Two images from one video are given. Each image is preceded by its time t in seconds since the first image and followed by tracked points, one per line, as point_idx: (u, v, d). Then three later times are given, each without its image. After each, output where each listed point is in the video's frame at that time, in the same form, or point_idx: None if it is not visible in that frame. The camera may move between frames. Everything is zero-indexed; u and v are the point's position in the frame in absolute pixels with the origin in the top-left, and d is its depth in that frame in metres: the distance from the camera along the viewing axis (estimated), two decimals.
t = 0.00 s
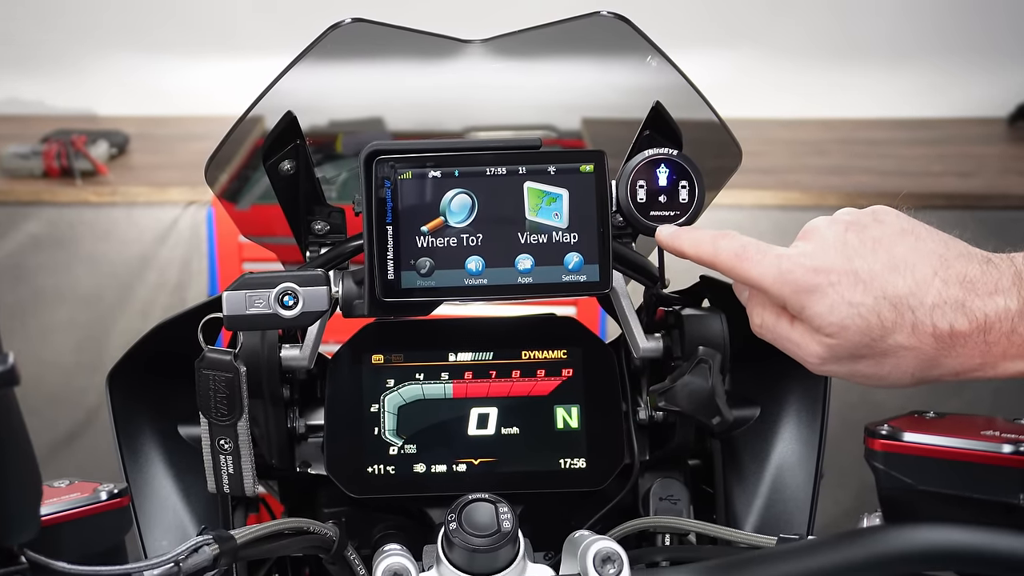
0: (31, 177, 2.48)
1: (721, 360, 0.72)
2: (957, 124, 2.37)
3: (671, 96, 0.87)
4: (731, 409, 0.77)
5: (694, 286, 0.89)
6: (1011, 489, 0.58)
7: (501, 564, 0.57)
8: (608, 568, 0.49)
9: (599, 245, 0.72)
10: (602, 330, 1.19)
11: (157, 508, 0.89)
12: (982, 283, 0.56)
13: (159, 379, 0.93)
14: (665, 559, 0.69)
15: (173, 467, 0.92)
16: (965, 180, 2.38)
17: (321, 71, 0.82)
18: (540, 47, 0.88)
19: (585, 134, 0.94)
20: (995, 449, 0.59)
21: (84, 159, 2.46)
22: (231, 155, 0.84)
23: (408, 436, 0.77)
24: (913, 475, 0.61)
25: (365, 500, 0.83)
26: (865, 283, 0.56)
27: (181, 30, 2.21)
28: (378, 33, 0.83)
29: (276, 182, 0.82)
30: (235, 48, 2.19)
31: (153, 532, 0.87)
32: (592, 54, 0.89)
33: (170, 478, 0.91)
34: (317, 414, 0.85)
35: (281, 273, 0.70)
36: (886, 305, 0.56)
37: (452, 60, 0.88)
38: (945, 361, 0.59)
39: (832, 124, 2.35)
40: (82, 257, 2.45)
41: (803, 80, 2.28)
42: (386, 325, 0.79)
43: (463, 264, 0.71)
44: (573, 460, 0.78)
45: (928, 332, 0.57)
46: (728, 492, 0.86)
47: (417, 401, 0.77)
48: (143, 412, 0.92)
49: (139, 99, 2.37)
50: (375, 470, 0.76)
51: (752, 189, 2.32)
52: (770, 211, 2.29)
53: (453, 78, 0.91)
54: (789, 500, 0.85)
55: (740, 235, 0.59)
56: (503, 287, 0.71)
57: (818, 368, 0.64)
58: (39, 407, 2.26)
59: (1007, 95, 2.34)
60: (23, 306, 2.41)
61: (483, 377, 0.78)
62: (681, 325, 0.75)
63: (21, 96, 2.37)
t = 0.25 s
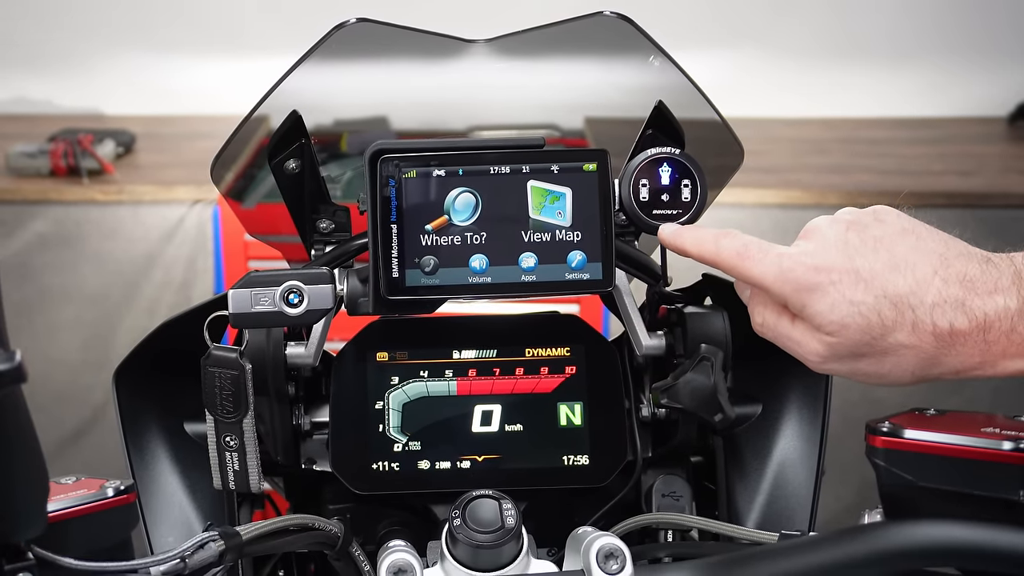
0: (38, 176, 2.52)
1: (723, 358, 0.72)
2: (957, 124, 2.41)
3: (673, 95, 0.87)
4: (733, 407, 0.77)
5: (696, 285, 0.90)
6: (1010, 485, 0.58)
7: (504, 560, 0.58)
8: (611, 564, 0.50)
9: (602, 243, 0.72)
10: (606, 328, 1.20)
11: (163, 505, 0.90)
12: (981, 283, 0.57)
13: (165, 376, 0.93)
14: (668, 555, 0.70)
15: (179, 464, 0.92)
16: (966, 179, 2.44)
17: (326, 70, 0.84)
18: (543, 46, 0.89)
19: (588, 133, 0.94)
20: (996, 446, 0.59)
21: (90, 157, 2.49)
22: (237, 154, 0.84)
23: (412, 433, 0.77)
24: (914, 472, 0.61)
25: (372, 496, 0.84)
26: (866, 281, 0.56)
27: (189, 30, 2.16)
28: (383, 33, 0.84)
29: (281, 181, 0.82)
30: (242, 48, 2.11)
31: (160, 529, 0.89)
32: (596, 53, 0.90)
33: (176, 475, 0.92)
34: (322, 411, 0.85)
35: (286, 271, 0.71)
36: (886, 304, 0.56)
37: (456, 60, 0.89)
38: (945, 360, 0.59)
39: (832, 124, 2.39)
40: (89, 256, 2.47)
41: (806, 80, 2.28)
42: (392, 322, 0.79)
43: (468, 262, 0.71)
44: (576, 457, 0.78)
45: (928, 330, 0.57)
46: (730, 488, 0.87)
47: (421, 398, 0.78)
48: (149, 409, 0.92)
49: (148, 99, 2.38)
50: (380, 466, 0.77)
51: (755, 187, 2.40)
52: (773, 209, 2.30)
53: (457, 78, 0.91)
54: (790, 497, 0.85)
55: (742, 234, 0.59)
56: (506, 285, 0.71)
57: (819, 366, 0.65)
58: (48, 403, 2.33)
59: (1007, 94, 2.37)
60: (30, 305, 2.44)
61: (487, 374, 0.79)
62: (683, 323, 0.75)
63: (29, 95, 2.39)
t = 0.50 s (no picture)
0: (45, 175, 2.51)
1: (726, 355, 0.73)
2: (956, 122, 2.37)
3: (676, 94, 0.88)
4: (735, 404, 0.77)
5: (698, 283, 0.89)
6: (1011, 482, 0.59)
7: (508, 556, 0.58)
8: (614, 560, 0.50)
9: (605, 241, 0.73)
10: (609, 325, 1.20)
11: (169, 501, 0.91)
12: (983, 270, 0.59)
13: (171, 373, 0.94)
14: (670, 551, 0.70)
15: (186, 461, 0.93)
16: (966, 178, 2.40)
17: (331, 70, 0.84)
18: (545, 46, 0.89)
19: (591, 132, 0.92)
20: (997, 442, 0.60)
21: (96, 156, 2.47)
22: (242, 153, 0.85)
23: (416, 430, 0.78)
24: (915, 468, 0.61)
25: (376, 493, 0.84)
26: (873, 264, 0.54)
27: (192, 29, 2.23)
28: (387, 33, 0.85)
29: (287, 179, 0.83)
30: (245, 47, 2.19)
31: (166, 525, 0.89)
32: (599, 53, 0.90)
33: (182, 471, 0.93)
34: (327, 409, 0.86)
35: (292, 269, 0.71)
36: (892, 287, 0.54)
37: (460, 60, 0.89)
38: (948, 345, 0.60)
39: (833, 123, 2.35)
40: (96, 254, 2.47)
41: (806, 80, 2.29)
42: (396, 320, 0.80)
43: (471, 260, 0.72)
44: (579, 454, 0.79)
45: (931, 315, 0.56)
46: (733, 484, 0.87)
47: (426, 396, 0.78)
48: (155, 406, 0.93)
49: (152, 99, 2.38)
50: (384, 463, 0.78)
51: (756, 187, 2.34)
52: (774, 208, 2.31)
53: (461, 78, 0.92)
54: (792, 492, 0.86)
55: (746, 209, 0.54)
56: (510, 283, 0.72)
57: (817, 350, 0.61)
58: (55, 400, 2.36)
59: (1007, 94, 2.35)
60: (38, 303, 2.45)
61: (491, 371, 0.79)
62: (686, 320, 0.76)
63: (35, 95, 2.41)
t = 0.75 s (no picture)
0: (53, 174, 2.57)
1: (728, 353, 0.73)
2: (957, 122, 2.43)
3: (678, 94, 0.88)
4: (737, 401, 0.78)
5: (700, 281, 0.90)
6: (1011, 479, 0.59)
7: (511, 552, 0.59)
8: (617, 556, 0.52)
9: (608, 240, 0.73)
10: (612, 324, 1.21)
11: (175, 497, 0.91)
12: (980, 256, 0.62)
13: (176, 370, 0.95)
14: (673, 547, 0.71)
15: (192, 457, 0.94)
16: (967, 176, 2.48)
17: (336, 70, 0.85)
18: (549, 46, 0.90)
19: (595, 132, 0.94)
20: (996, 439, 0.60)
21: (103, 155, 2.52)
22: (247, 152, 0.85)
23: (421, 427, 0.79)
24: (915, 465, 0.62)
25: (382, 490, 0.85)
26: (868, 248, 0.62)
27: (200, 30, 2.17)
28: (391, 33, 0.85)
29: (292, 178, 0.85)
30: (253, 47, 2.11)
31: (172, 522, 0.90)
32: (602, 53, 0.90)
33: (188, 468, 0.93)
34: (332, 406, 0.86)
35: (297, 267, 0.72)
36: (886, 271, 0.62)
37: (465, 60, 0.90)
38: (941, 330, 0.64)
39: (833, 122, 2.39)
40: (103, 253, 2.52)
41: (811, 80, 2.29)
42: (400, 318, 0.81)
43: (475, 259, 0.72)
44: (582, 451, 0.79)
45: (926, 299, 0.62)
46: (735, 482, 0.87)
47: (430, 393, 0.79)
48: (161, 403, 0.94)
49: (160, 98, 2.41)
50: (388, 460, 0.78)
51: (758, 185, 2.44)
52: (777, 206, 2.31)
53: (465, 77, 0.92)
54: (793, 488, 0.86)
55: (746, 196, 0.64)
56: (513, 281, 0.73)
57: (815, 331, 0.68)
58: (62, 398, 2.31)
59: (1008, 94, 2.38)
60: (44, 301, 2.47)
61: (494, 369, 0.80)
62: (688, 318, 0.76)
63: (45, 95, 2.42)
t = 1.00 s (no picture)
0: (58, 173, 2.58)
1: (729, 350, 0.74)
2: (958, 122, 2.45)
3: (681, 93, 0.89)
4: (739, 398, 0.78)
5: (702, 279, 0.91)
6: (1011, 476, 0.59)
7: (515, 548, 0.60)
8: (620, 552, 0.51)
9: (611, 238, 0.74)
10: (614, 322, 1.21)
11: (181, 494, 0.92)
12: (980, 252, 0.62)
13: (183, 368, 0.96)
14: (675, 544, 0.71)
15: (197, 454, 0.95)
16: (966, 175, 2.49)
17: (341, 69, 0.86)
18: (551, 46, 0.91)
19: (597, 131, 0.95)
20: (997, 436, 0.60)
21: (110, 154, 2.53)
22: (253, 151, 0.86)
23: (425, 425, 0.79)
24: (916, 462, 0.62)
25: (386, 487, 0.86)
26: (869, 246, 0.62)
27: (202, 30, 2.19)
28: (395, 32, 0.86)
29: (297, 177, 0.85)
30: (255, 48, 2.11)
31: (177, 518, 0.90)
32: (605, 52, 0.91)
33: (194, 465, 0.94)
34: (337, 403, 0.87)
35: (302, 266, 0.72)
36: (887, 268, 0.62)
37: (468, 59, 0.90)
38: (941, 326, 0.64)
39: (833, 122, 2.40)
40: (109, 252, 2.54)
41: (811, 80, 2.29)
42: (403, 316, 0.81)
43: (479, 257, 0.73)
44: (585, 448, 0.80)
45: (926, 296, 0.62)
46: (736, 478, 0.88)
47: (434, 390, 0.79)
48: (167, 401, 0.95)
49: (163, 98, 2.42)
50: (393, 457, 0.79)
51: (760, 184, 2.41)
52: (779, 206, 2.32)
53: (469, 77, 0.93)
54: (794, 485, 0.87)
55: (747, 196, 0.64)
56: (517, 279, 0.73)
57: (818, 327, 0.69)
58: (69, 397, 2.31)
59: (1007, 94, 2.39)
60: (52, 299, 2.51)
61: (498, 366, 0.80)
62: (690, 316, 0.77)
63: (50, 94, 2.42)
